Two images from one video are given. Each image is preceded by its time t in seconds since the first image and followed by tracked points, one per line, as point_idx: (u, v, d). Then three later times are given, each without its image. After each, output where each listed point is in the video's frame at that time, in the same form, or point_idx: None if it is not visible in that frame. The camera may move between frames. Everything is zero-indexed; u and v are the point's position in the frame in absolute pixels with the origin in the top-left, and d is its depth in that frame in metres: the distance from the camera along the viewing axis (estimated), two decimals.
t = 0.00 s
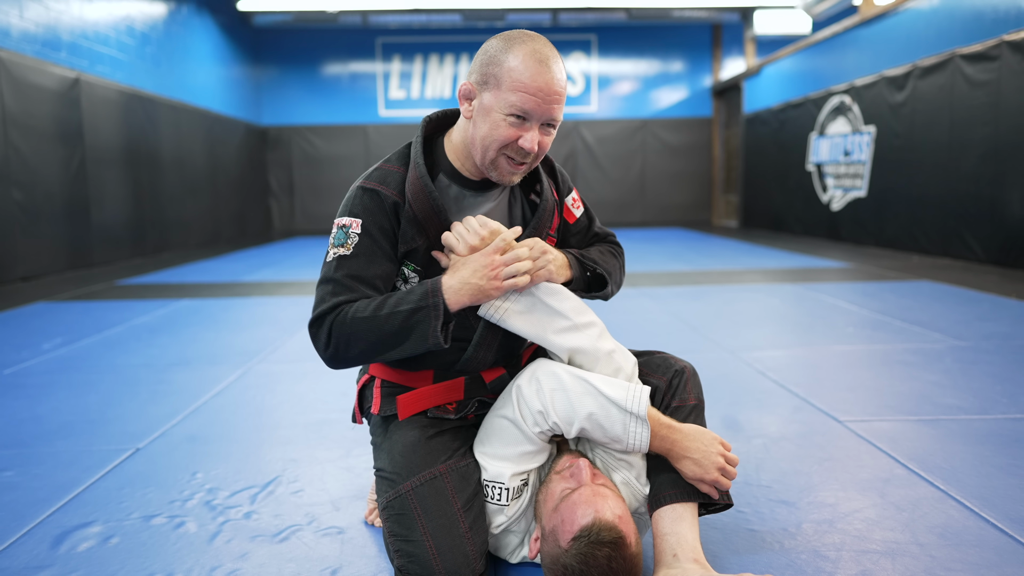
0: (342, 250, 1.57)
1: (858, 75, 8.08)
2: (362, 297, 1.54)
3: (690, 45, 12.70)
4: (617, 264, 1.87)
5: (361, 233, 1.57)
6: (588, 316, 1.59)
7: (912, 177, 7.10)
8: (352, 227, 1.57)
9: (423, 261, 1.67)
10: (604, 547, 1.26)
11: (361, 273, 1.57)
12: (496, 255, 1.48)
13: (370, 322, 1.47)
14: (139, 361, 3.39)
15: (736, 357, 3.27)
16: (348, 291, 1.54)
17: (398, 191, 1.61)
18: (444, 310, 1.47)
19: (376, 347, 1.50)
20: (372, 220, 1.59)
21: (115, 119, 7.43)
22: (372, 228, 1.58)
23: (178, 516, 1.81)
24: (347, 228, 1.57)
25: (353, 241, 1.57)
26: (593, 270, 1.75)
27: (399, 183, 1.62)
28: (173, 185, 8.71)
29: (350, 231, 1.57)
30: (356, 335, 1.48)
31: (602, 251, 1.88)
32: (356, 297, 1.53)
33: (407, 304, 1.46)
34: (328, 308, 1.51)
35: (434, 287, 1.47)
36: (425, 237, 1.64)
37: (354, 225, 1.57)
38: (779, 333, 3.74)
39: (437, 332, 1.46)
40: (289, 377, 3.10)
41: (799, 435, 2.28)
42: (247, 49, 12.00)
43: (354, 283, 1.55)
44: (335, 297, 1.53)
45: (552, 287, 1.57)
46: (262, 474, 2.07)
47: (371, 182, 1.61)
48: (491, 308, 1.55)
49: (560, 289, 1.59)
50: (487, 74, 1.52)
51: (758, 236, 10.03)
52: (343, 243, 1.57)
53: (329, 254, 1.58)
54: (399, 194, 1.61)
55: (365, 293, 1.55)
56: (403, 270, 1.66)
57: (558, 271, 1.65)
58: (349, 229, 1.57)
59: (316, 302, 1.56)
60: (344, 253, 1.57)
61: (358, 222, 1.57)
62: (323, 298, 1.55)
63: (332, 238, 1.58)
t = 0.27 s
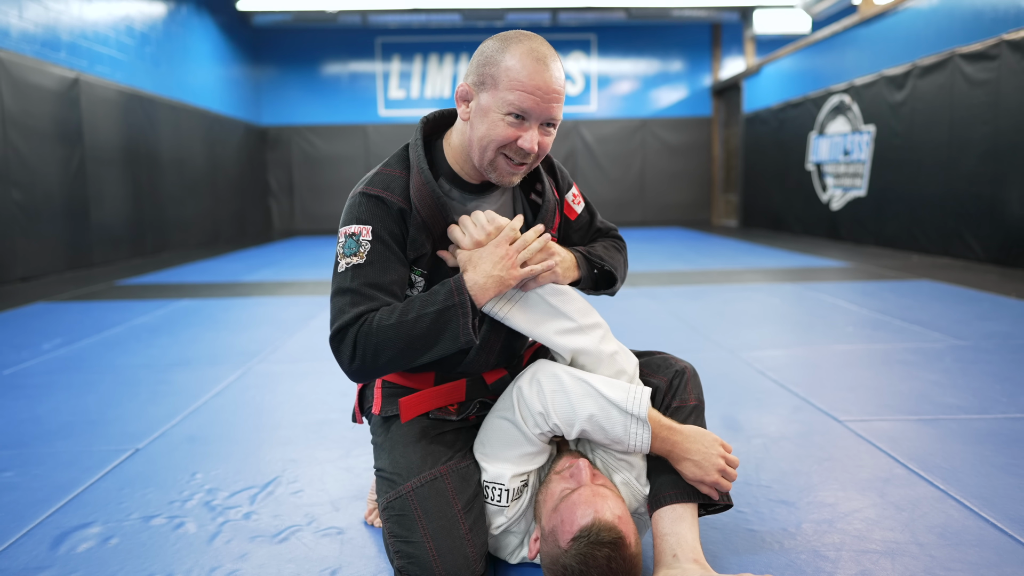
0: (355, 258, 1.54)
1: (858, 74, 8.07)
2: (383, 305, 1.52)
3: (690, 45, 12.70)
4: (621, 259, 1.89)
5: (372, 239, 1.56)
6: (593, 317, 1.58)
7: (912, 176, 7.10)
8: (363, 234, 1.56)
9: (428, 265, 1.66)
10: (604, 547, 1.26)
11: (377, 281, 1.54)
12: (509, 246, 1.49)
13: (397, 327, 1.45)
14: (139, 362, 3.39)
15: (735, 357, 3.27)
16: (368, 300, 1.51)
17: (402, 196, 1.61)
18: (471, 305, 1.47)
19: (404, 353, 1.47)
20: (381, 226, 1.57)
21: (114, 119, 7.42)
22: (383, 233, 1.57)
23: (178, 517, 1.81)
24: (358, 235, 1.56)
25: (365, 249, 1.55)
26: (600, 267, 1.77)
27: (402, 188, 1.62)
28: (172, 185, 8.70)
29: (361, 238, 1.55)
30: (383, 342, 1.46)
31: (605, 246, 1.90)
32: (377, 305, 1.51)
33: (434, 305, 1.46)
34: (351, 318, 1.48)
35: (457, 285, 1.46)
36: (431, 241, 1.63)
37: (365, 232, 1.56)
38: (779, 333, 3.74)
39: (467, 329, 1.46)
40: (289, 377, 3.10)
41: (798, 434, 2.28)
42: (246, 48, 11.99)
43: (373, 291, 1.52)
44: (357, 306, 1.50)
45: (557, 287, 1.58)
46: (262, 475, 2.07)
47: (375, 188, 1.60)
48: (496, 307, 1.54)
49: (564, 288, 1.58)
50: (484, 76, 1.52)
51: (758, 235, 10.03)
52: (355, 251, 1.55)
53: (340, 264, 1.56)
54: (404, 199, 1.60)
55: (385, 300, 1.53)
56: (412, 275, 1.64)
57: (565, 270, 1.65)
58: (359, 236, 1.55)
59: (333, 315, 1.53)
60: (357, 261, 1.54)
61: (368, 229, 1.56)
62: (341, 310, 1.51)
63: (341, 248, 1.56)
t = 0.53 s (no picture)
0: (363, 266, 1.51)
1: (858, 73, 8.07)
2: (394, 311, 1.49)
3: (689, 44, 12.69)
4: (628, 255, 1.88)
5: (378, 246, 1.53)
6: (599, 319, 1.58)
7: (912, 175, 7.10)
8: (368, 242, 1.52)
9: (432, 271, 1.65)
10: (604, 546, 1.25)
11: (387, 288, 1.52)
12: (520, 242, 1.49)
13: (411, 333, 1.42)
14: (138, 362, 3.39)
15: (735, 356, 3.27)
16: (379, 307, 1.48)
17: (404, 203, 1.59)
18: (484, 305, 1.45)
19: (419, 360, 1.45)
20: (386, 232, 1.55)
21: (114, 119, 7.42)
22: (388, 239, 1.54)
23: (178, 517, 1.80)
24: (364, 243, 1.52)
25: (372, 256, 1.52)
26: (609, 266, 1.75)
27: (404, 195, 1.60)
28: (172, 185, 8.70)
29: (367, 245, 1.52)
30: (400, 350, 1.43)
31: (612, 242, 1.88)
32: (388, 312, 1.48)
33: (446, 307, 1.43)
34: (364, 326, 1.45)
35: (469, 284, 1.44)
36: (435, 247, 1.63)
37: (370, 239, 1.53)
38: (779, 332, 3.75)
39: (481, 328, 1.44)
40: (289, 377, 3.10)
41: (798, 434, 2.28)
42: (245, 48, 11.99)
43: (383, 298, 1.49)
44: (369, 314, 1.47)
45: (565, 287, 1.57)
46: (262, 475, 2.07)
47: (377, 195, 1.58)
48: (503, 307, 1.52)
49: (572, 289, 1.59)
50: (483, 77, 1.52)
51: (757, 234, 10.03)
52: (362, 260, 1.52)
53: (347, 272, 1.52)
54: (406, 206, 1.59)
55: (396, 306, 1.50)
56: (417, 282, 1.63)
57: (574, 269, 1.65)
58: (365, 244, 1.52)
59: (344, 325, 1.50)
60: (365, 270, 1.51)
61: (373, 235, 1.53)
62: (353, 319, 1.48)
63: (347, 256, 1.53)
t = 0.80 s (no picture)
0: (374, 276, 1.50)
1: (858, 72, 8.06)
2: (409, 320, 1.48)
3: (689, 43, 12.68)
4: (637, 252, 1.87)
5: (387, 255, 1.52)
6: (606, 321, 1.58)
7: (912, 173, 7.10)
8: (377, 251, 1.51)
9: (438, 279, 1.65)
10: (604, 546, 1.25)
11: (399, 297, 1.51)
12: (526, 237, 1.47)
13: (427, 342, 1.42)
14: (138, 362, 3.39)
15: (735, 355, 3.27)
16: (393, 317, 1.47)
17: (409, 212, 1.58)
18: (500, 307, 1.44)
19: (437, 368, 1.44)
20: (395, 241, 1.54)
21: (113, 119, 7.41)
22: (397, 247, 1.54)
23: (178, 517, 1.80)
24: (372, 253, 1.51)
25: (382, 266, 1.51)
26: (618, 265, 1.75)
27: (409, 204, 1.59)
28: (172, 184, 8.69)
29: (376, 255, 1.51)
30: (418, 360, 1.42)
31: (619, 238, 1.88)
32: (403, 321, 1.47)
33: (462, 313, 1.42)
34: (380, 337, 1.44)
35: (482, 289, 1.43)
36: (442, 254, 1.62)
37: (379, 249, 1.51)
38: (779, 331, 3.75)
39: (497, 335, 1.43)
40: (289, 377, 3.10)
41: (798, 433, 2.29)
42: (245, 48, 11.98)
43: (396, 307, 1.49)
44: (383, 326, 1.46)
45: (573, 291, 1.57)
46: (262, 474, 2.07)
47: (382, 205, 1.56)
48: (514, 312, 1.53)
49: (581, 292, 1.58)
50: (483, 77, 1.52)
51: (757, 233, 10.04)
52: (372, 270, 1.50)
53: (356, 283, 1.51)
54: (412, 214, 1.58)
55: (410, 315, 1.49)
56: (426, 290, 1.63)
57: (582, 270, 1.64)
58: (374, 253, 1.51)
59: (357, 336, 1.49)
60: (376, 280, 1.50)
61: (382, 245, 1.52)
62: (366, 330, 1.47)
63: (356, 268, 1.51)
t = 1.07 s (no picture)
0: (386, 291, 1.49)
1: (858, 71, 8.06)
2: (426, 333, 1.48)
3: (689, 42, 12.68)
4: (649, 249, 1.85)
5: (398, 267, 1.51)
6: (618, 326, 1.57)
7: (911, 172, 7.10)
8: (388, 265, 1.50)
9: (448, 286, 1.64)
10: (604, 546, 1.25)
11: (415, 309, 1.50)
12: (534, 232, 1.45)
13: (445, 357, 1.41)
14: (138, 361, 3.39)
15: (735, 354, 3.27)
16: (410, 331, 1.47)
17: (417, 223, 1.57)
18: (514, 312, 1.42)
19: (458, 380, 1.44)
20: (406, 252, 1.53)
21: (112, 118, 7.41)
22: (407, 258, 1.53)
23: (177, 517, 1.80)
24: (383, 266, 1.50)
25: (394, 279, 1.50)
26: (632, 267, 1.72)
27: (416, 214, 1.58)
28: (171, 183, 8.68)
29: (387, 269, 1.50)
30: (436, 374, 1.42)
31: (630, 237, 1.87)
32: (420, 334, 1.47)
33: (477, 326, 1.41)
34: (399, 354, 1.44)
35: (497, 296, 1.42)
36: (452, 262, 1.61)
37: (389, 262, 1.50)
38: (779, 330, 3.75)
39: (515, 348, 1.42)
40: (288, 377, 3.10)
41: (798, 432, 2.28)
42: (244, 48, 11.98)
43: (412, 321, 1.48)
44: (400, 342, 1.45)
45: (588, 300, 1.54)
46: (262, 474, 2.07)
47: (389, 217, 1.55)
48: (526, 320, 1.52)
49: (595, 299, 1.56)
50: (483, 78, 1.51)
51: (757, 233, 10.05)
52: (384, 284, 1.50)
53: (369, 298, 1.50)
54: (420, 224, 1.56)
55: (426, 327, 1.49)
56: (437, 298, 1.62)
57: (600, 274, 1.59)
58: (385, 267, 1.50)
59: (375, 353, 1.48)
60: (389, 294, 1.49)
61: (393, 257, 1.51)
62: (384, 347, 1.47)
63: (368, 282, 1.50)
